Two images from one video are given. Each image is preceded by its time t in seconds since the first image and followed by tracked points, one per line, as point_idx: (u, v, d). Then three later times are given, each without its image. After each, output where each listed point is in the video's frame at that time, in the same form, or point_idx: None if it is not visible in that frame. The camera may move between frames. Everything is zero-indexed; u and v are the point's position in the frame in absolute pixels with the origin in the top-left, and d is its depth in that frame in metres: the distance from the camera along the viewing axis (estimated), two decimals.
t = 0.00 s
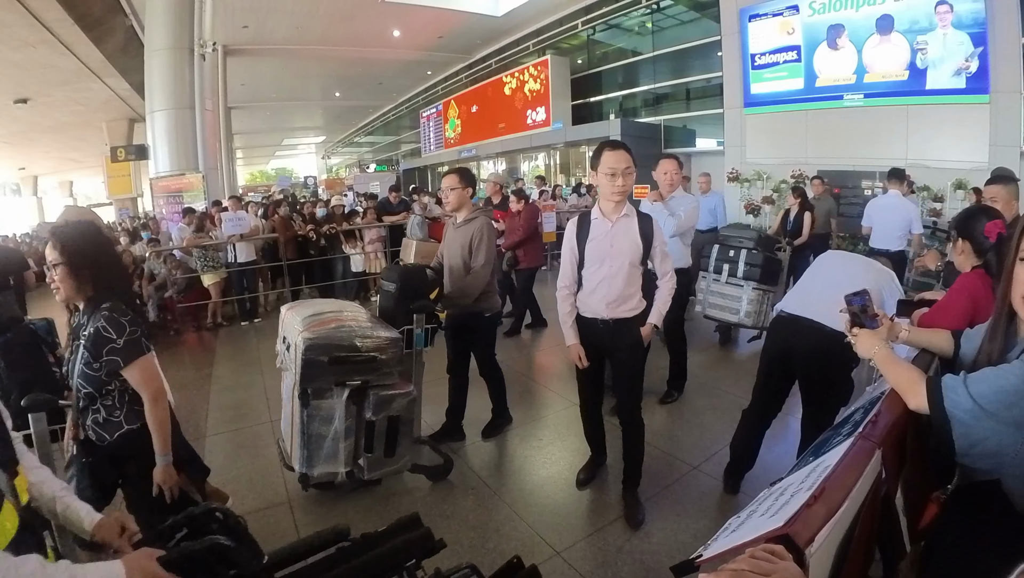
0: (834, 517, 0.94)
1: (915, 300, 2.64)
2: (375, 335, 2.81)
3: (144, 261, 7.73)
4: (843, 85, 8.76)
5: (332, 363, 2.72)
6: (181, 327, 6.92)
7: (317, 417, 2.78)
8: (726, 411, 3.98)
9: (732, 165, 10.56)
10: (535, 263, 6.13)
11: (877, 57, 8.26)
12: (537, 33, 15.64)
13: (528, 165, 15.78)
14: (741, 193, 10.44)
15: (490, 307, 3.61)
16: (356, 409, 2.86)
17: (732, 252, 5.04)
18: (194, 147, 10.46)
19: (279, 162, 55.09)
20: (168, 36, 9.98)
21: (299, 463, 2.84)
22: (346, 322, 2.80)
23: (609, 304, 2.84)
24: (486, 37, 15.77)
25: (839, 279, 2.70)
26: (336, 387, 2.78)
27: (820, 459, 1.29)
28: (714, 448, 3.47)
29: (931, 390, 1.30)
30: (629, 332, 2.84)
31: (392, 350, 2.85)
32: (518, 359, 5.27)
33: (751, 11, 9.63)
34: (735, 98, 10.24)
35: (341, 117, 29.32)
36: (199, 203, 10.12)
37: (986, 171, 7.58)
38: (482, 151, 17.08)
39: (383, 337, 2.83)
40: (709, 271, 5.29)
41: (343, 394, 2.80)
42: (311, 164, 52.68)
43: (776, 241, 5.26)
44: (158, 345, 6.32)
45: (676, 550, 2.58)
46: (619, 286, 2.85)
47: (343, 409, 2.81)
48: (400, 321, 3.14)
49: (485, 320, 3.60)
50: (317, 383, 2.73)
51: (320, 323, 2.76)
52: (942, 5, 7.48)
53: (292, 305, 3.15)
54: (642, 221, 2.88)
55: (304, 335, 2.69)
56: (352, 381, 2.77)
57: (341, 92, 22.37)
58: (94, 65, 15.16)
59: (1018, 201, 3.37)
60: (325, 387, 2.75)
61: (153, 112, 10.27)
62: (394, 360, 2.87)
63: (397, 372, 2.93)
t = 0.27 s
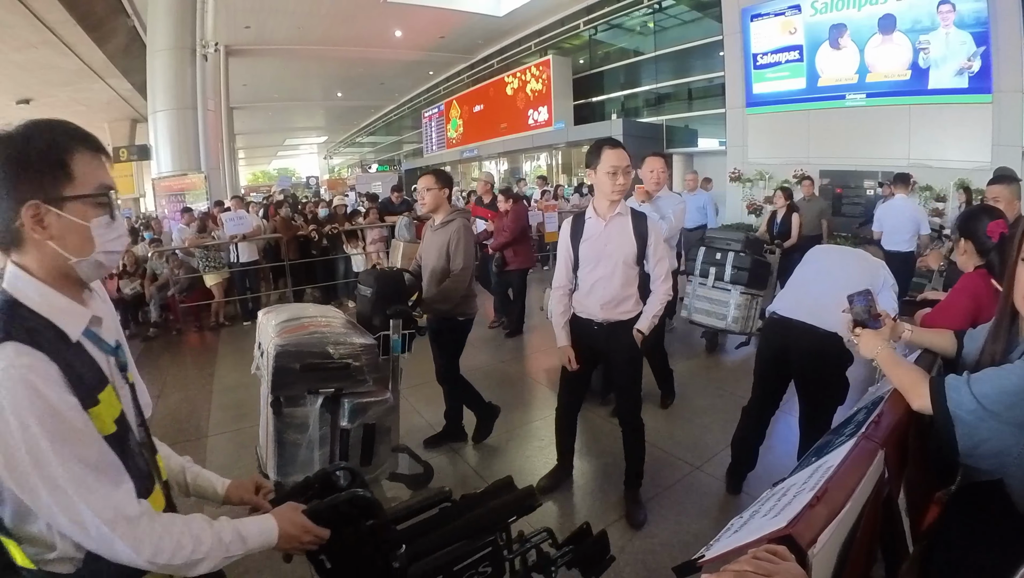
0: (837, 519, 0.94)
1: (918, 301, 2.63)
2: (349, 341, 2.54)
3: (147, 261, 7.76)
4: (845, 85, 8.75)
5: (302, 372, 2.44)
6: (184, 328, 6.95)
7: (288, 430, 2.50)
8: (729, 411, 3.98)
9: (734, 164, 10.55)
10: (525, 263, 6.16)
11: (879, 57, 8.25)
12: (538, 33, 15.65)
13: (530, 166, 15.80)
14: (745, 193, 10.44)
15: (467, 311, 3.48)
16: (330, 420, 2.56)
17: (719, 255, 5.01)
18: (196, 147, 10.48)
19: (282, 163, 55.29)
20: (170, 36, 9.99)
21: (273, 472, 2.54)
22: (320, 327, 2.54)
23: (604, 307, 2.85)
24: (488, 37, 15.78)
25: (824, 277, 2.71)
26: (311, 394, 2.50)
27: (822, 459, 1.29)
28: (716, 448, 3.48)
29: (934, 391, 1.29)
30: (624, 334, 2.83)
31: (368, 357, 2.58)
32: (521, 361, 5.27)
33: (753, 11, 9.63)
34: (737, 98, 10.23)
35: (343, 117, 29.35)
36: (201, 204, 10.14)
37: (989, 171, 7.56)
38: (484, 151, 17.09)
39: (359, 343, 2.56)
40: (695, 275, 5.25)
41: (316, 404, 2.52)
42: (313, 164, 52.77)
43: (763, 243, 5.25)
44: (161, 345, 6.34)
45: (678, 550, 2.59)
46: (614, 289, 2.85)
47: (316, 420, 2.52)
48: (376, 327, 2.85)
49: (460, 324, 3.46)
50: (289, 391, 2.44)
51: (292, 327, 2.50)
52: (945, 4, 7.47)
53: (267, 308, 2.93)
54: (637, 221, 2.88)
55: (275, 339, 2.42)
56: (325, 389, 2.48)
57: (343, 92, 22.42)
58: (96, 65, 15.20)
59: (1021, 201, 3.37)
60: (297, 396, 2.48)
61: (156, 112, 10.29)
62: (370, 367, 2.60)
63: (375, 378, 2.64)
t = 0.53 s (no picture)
0: (838, 520, 0.94)
1: (920, 301, 2.63)
2: (322, 348, 2.66)
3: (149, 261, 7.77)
4: (847, 85, 8.75)
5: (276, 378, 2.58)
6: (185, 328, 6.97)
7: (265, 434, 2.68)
8: (730, 411, 3.98)
9: (736, 164, 10.55)
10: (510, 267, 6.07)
11: (881, 56, 8.24)
12: (540, 33, 15.66)
13: (531, 166, 15.80)
14: (744, 193, 10.28)
15: (447, 314, 3.36)
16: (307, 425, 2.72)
17: (704, 258, 5.00)
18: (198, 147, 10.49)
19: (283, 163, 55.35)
20: (172, 37, 10.01)
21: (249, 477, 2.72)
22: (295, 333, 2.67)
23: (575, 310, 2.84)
24: (490, 37, 15.78)
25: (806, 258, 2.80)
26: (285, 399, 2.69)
27: (824, 460, 1.29)
28: (717, 449, 3.48)
29: (936, 391, 1.30)
30: (597, 335, 2.84)
31: (341, 363, 2.70)
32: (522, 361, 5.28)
33: (755, 11, 9.62)
34: (739, 98, 10.23)
35: (345, 117, 29.39)
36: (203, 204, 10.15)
37: (991, 171, 7.55)
38: (485, 151, 17.10)
39: (334, 348, 2.69)
40: (680, 278, 5.25)
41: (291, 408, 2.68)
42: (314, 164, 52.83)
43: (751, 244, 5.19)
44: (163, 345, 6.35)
45: (678, 550, 2.59)
46: (584, 291, 2.85)
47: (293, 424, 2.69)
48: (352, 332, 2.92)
49: (441, 326, 3.34)
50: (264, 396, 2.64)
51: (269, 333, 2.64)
52: (947, 3, 7.47)
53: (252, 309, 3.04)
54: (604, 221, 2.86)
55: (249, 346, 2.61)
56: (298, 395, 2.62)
57: (344, 92, 22.46)
58: (98, 66, 15.23)
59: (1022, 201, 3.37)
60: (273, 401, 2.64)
61: (158, 112, 10.31)
62: (344, 373, 2.71)
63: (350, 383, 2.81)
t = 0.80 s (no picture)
0: (839, 519, 0.95)
1: (922, 301, 2.63)
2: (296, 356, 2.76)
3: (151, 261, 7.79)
4: (849, 85, 8.75)
5: (251, 385, 2.66)
6: (187, 329, 6.99)
7: (243, 443, 2.72)
8: (731, 412, 3.98)
9: (737, 164, 10.54)
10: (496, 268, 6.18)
11: (883, 56, 8.23)
12: (541, 33, 15.66)
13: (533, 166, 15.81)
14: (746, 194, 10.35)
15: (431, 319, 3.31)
16: (283, 435, 2.77)
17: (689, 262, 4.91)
18: (200, 148, 10.51)
19: (285, 163, 55.41)
20: (174, 38, 10.04)
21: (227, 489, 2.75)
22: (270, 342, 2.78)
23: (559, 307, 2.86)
24: (491, 37, 15.78)
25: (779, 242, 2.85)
26: (260, 409, 2.71)
27: (826, 460, 1.30)
28: (719, 449, 3.49)
29: (938, 391, 1.30)
30: (585, 331, 2.87)
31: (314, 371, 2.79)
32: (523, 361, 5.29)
33: (756, 10, 9.62)
34: (740, 97, 10.22)
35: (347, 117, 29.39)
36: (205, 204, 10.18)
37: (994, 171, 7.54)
38: (487, 151, 17.10)
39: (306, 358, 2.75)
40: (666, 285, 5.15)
41: (267, 418, 2.73)
42: (316, 164, 52.84)
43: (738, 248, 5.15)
44: (166, 345, 6.37)
45: (680, 551, 2.60)
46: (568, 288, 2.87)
47: (269, 433, 2.74)
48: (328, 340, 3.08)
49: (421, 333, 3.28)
50: (238, 406, 2.66)
51: (245, 341, 2.76)
52: (949, 3, 7.46)
53: (225, 320, 3.17)
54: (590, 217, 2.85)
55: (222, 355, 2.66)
56: (273, 404, 2.69)
57: (347, 92, 22.48)
58: (101, 67, 15.25)
59: None
60: (248, 409, 2.69)
61: (160, 113, 10.33)
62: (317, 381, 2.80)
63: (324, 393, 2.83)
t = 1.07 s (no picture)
0: (844, 520, 0.95)
1: (924, 300, 2.62)
2: (274, 361, 2.51)
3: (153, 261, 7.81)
4: (851, 84, 8.74)
5: (227, 393, 2.41)
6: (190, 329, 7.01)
7: (218, 453, 2.47)
8: (733, 412, 3.98)
9: (739, 164, 10.53)
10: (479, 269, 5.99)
11: (885, 55, 8.21)
12: (543, 33, 15.67)
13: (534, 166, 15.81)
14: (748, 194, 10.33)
15: (407, 323, 3.19)
16: (261, 443, 2.54)
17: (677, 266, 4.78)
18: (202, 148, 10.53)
19: (287, 164, 55.50)
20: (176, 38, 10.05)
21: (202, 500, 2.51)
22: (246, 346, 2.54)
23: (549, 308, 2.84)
24: (493, 37, 15.78)
25: (781, 227, 2.81)
26: (237, 416, 2.48)
27: (829, 459, 1.30)
28: (720, 449, 3.48)
29: (942, 391, 1.30)
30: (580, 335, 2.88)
31: (294, 376, 2.55)
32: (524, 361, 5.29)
33: (758, 10, 9.61)
34: (742, 97, 10.21)
35: (348, 117, 29.42)
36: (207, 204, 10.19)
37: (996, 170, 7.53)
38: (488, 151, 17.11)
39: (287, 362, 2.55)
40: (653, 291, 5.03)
41: (243, 425, 2.50)
42: (318, 164, 52.90)
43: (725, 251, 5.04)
44: (168, 345, 6.39)
45: (681, 551, 2.59)
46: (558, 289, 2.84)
47: (245, 443, 2.49)
48: (307, 343, 2.87)
49: (397, 338, 3.18)
50: (214, 414, 2.41)
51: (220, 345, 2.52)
52: (951, 2, 7.45)
53: (202, 324, 2.89)
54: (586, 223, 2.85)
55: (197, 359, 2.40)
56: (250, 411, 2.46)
57: (348, 93, 22.51)
58: (103, 67, 15.29)
59: None
60: (224, 417, 2.45)
61: (162, 113, 10.35)
62: (298, 387, 2.56)
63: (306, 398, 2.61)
